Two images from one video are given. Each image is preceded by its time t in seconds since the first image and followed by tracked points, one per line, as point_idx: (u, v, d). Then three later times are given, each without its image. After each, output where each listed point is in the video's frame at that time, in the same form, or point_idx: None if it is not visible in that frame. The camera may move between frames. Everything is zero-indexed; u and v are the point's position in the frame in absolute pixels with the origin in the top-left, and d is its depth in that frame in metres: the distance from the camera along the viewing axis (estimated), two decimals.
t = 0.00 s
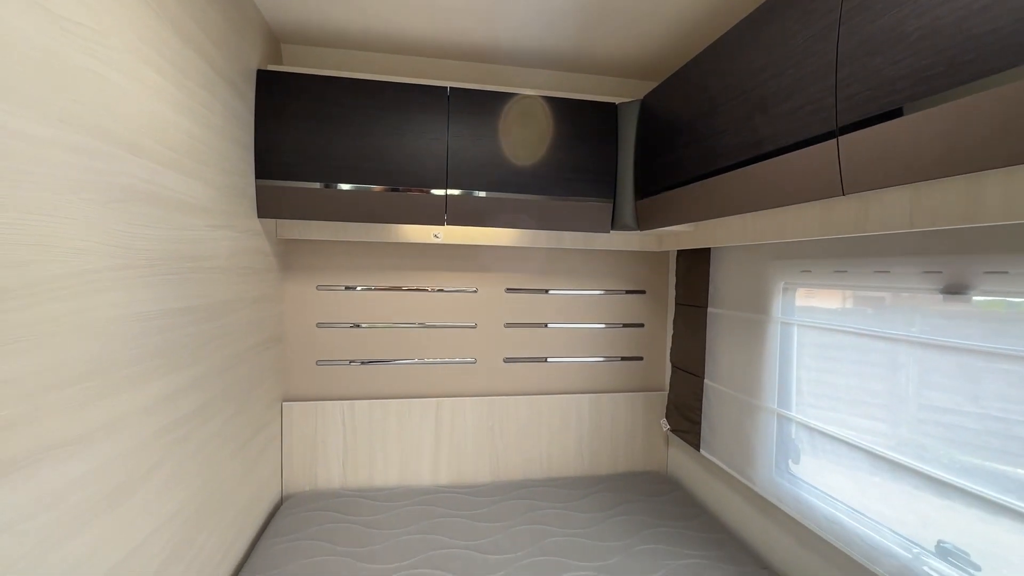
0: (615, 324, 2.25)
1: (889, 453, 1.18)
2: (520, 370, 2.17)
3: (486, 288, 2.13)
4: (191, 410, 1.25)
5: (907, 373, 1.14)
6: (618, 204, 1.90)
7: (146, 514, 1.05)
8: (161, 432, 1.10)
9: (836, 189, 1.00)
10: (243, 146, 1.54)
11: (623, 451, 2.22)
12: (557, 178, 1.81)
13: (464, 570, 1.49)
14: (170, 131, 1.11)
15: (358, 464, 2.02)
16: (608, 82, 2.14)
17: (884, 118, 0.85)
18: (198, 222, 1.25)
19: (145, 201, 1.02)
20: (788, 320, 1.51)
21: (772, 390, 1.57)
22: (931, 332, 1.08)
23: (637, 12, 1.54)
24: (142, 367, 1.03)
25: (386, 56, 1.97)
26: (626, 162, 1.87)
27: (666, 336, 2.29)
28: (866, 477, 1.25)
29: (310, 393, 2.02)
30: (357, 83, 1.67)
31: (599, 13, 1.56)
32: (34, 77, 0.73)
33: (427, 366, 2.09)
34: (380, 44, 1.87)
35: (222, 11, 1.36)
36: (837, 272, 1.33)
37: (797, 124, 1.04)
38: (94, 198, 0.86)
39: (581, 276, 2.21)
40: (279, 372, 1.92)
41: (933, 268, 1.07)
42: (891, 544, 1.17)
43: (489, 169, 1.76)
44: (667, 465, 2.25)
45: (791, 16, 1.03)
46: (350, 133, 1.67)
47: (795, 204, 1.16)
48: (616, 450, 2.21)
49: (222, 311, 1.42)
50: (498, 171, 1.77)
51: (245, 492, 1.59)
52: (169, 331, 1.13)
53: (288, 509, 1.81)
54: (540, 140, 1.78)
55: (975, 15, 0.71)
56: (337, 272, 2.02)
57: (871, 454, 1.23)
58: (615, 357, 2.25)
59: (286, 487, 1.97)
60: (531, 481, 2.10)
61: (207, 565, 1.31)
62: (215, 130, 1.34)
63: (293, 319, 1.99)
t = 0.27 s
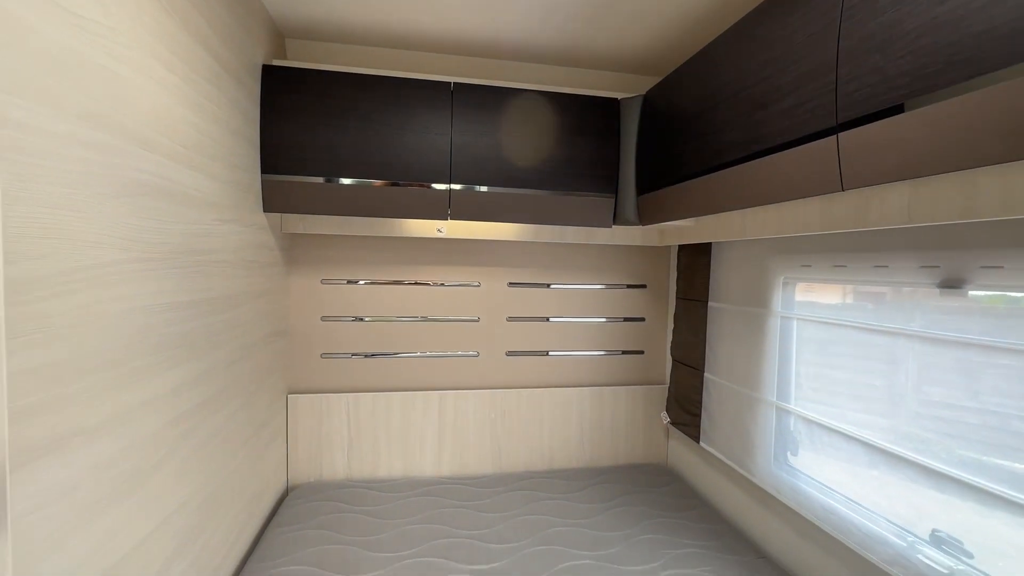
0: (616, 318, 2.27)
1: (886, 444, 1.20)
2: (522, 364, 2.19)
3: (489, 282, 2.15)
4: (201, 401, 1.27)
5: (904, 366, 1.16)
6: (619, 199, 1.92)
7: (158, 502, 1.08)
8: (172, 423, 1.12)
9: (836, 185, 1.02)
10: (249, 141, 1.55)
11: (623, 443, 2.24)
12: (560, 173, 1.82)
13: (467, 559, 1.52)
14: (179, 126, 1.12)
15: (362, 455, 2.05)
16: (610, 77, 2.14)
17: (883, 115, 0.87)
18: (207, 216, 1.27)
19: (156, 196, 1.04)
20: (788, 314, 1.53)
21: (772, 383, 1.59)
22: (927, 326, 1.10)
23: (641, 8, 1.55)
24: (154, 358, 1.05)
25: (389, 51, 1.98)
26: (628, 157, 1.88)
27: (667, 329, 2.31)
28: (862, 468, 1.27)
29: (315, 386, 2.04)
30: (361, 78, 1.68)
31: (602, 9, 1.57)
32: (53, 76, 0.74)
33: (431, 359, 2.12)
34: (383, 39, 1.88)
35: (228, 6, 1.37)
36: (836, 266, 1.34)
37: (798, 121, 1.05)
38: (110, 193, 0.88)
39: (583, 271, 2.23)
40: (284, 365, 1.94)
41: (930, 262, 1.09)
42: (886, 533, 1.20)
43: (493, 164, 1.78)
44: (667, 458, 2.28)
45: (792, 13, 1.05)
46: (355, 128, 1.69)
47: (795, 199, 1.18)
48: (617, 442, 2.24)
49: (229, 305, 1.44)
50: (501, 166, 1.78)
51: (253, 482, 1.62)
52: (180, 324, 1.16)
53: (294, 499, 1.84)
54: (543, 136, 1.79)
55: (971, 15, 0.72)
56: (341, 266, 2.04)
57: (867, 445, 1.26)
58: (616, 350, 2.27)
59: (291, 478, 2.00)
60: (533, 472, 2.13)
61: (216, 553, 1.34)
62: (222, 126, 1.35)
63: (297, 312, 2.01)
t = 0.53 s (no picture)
0: (615, 309, 2.29)
1: (879, 432, 1.23)
2: (521, 355, 2.22)
3: (489, 273, 2.17)
4: (206, 390, 1.29)
5: (898, 356, 1.18)
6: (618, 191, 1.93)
7: (167, 487, 1.10)
8: (179, 410, 1.14)
9: (832, 177, 1.03)
10: (250, 132, 1.56)
11: (621, 433, 2.27)
12: (560, 165, 1.83)
13: (469, 545, 1.55)
14: (183, 117, 1.13)
15: (364, 445, 2.07)
16: (610, 69, 2.15)
17: (878, 108, 0.89)
18: (210, 207, 1.28)
19: (162, 186, 1.05)
20: (785, 305, 1.55)
21: (768, 373, 1.62)
22: (921, 316, 1.12)
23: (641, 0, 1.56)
24: (161, 347, 1.07)
25: (389, 43, 1.98)
26: (627, 149, 1.89)
27: (665, 321, 2.34)
28: (855, 455, 1.30)
29: (316, 376, 2.06)
30: (362, 69, 1.68)
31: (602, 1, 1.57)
32: (62, 67, 0.75)
33: (431, 350, 2.14)
34: (384, 30, 1.88)
35: None
36: (832, 258, 1.36)
37: (795, 113, 1.07)
38: (116, 182, 0.89)
39: (582, 263, 2.25)
40: (287, 355, 1.96)
41: (924, 253, 1.11)
42: (877, 518, 1.23)
43: (493, 156, 1.79)
44: (664, 447, 2.31)
45: (791, 6, 1.06)
46: (355, 120, 1.69)
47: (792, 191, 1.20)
48: (615, 432, 2.26)
49: (233, 295, 1.46)
50: (502, 158, 1.79)
51: (257, 470, 1.64)
52: (185, 313, 1.17)
53: (297, 487, 1.87)
54: (543, 128, 1.80)
55: (964, 9, 0.74)
56: (342, 257, 2.05)
57: (861, 433, 1.28)
58: (614, 341, 2.30)
59: (294, 466, 2.02)
60: (532, 461, 2.16)
61: (222, 538, 1.36)
62: (224, 117, 1.36)
63: (299, 303, 2.02)
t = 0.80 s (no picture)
0: (611, 300, 2.32)
1: (869, 417, 1.26)
2: (519, 344, 2.24)
3: (487, 264, 2.18)
4: (210, 377, 1.31)
5: (888, 343, 1.21)
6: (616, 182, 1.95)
7: (173, 472, 1.12)
8: (184, 397, 1.16)
9: (825, 168, 1.06)
10: (250, 122, 1.56)
11: (617, 421, 2.31)
12: (558, 156, 1.85)
13: (469, 529, 1.59)
14: (186, 107, 1.14)
15: (363, 433, 2.10)
16: (607, 60, 2.16)
17: (871, 100, 0.91)
18: (212, 196, 1.29)
19: (166, 175, 1.06)
20: (778, 294, 1.58)
21: (762, 361, 1.65)
22: (910, 304, 1.15)
23: None
24: (167, 334, 1.08)
25: (386, 32, 1.98)
26: (624, 140, 1.91)
27: (660, 311, 2.37)
28: (845, 439, 1.34)
29: (316, 365, 2.08)
30: (361, 59, 1.68)
31: None
32: (69, 55, 0.76)
33: (430, 339, 2.16)
34: (382, 20, 1.88)
35: None
36: (825, 248, 1.39)
37: (790, 104, 1.09)
38: (122, 171, 0.90)
39: (579, 253, 2.27)
40: (286, 345, 1.98)
41: (914, 243, 1.14)
42: (865, 499, 1.27)
43: (491, 146, 1.80)
44: (659, 435, 2.35)
45: None
46: (354, 110, 1.70)
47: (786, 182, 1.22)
48: (611, 420, 2.30)
49: (234, 284, 1.47)
50: (500, 149, 1.81)
51: (259, 457, 1.66)
52: (189, 301, 1.19)
53: (298, 474, 1.89)
54: (541, 119, 1.81)
55: (954, 3, 0.76)
56: (341, 247, 2.07)
57: (851, 418, 1.32)
58: (610, 331, 2.32)
59: (294, 454, 2.05)
60: (530, 449, 2.19)
61: (226, 523, 1.39)
62: (225, 107, 1.37)
63: (298, 293, 2.04)
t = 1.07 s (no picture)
0: (606, 288, 2.34)
1: (857, 401, 1.29)
2: (515, 333, 2.26)
3: (483, 252, 2.19)
4: (209, 364, 1.31)
5: (877, 329, 1.24)
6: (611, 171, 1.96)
7: (175, 458, 1.13)
8: (184, 383, 1.17)
9: (819, 156, 1.07)
10: (245, 109, 1.55)
11: (612, 408, 2.34)
12: (554, 144, 1.85)
13: (467, 513, 1.61)
14: (182, 93, 1.13)
15: (361, 421, 2.11)
16: (603, 48, 2.15)
17: (865, 88, 0.92)
18: (209, 183, 1.29)
19: (163, 162, 1.05)
20: (771, 283, 1.60)
21: (754, 348, 1.68)
22: (900, 291, 1.18)
23: None
24: (167, 321, 1.09)
25: (381, 18, 1.96)
26: (620, 129, 1.91)
27: (654, 300, 2.39)
28: (835, 423, 1.37)
29: (312, 354, 2.09)
30: (356, 45, 1.67)
31: None
32: (68, 39, 0.76)
33: (426, 328, 2.17)
34: (376, 6, 1.86)
35: None
36: (818, 236, 1.41)
37: (786, 93, 1.10)
38: (121, 156, 0.90)
39: (574, 242, 2.28)
40: (283, 333, 1.98)
41: (904, 231, 1.16)
42: (853, 481, 1.30)
43: (488, 134, 1.80)
44: (653, 422, 2.39)
45: None
46: (350, 97, 1.69)
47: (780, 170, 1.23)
48: (605, 407, 2.33)
49: (232, 272, 1.47)
50: (497, 137, 1.81)
51: (258, 444, 1.67)
52: (188, 288, 1.19)
53: (296, 462, 1.91)
54: (537, 107, 1.81)
55: None
56: (337, 236, 2.06)
57: (840, 402, 1.35)
58: (605, 319, 2.35)
59: (292, 442, 2.06)
60: (526, 436, 2.22)
61: (227, 508, 1.40)
62: (220, 93, 1.35)
63: (294, 282, 2.03)
